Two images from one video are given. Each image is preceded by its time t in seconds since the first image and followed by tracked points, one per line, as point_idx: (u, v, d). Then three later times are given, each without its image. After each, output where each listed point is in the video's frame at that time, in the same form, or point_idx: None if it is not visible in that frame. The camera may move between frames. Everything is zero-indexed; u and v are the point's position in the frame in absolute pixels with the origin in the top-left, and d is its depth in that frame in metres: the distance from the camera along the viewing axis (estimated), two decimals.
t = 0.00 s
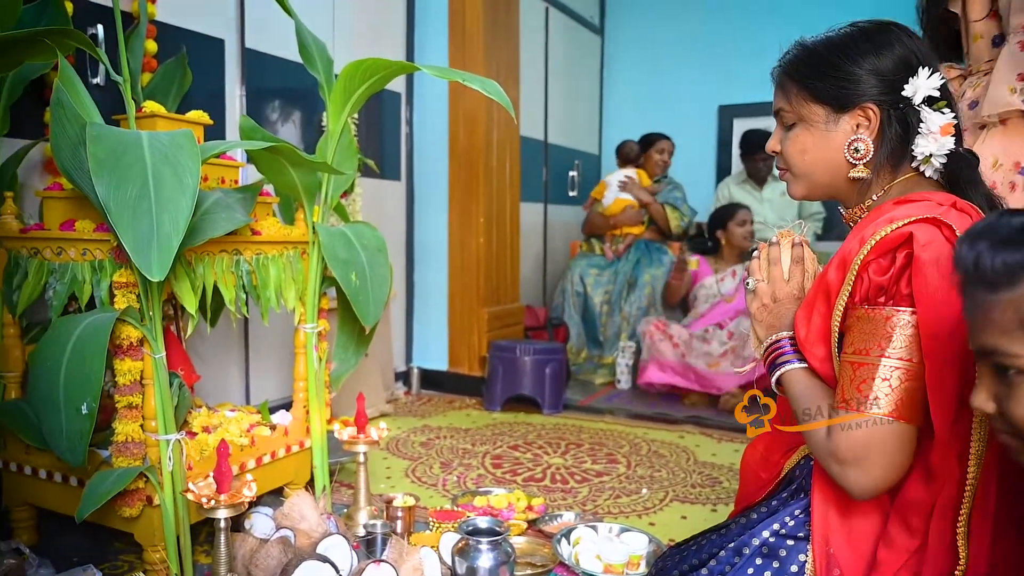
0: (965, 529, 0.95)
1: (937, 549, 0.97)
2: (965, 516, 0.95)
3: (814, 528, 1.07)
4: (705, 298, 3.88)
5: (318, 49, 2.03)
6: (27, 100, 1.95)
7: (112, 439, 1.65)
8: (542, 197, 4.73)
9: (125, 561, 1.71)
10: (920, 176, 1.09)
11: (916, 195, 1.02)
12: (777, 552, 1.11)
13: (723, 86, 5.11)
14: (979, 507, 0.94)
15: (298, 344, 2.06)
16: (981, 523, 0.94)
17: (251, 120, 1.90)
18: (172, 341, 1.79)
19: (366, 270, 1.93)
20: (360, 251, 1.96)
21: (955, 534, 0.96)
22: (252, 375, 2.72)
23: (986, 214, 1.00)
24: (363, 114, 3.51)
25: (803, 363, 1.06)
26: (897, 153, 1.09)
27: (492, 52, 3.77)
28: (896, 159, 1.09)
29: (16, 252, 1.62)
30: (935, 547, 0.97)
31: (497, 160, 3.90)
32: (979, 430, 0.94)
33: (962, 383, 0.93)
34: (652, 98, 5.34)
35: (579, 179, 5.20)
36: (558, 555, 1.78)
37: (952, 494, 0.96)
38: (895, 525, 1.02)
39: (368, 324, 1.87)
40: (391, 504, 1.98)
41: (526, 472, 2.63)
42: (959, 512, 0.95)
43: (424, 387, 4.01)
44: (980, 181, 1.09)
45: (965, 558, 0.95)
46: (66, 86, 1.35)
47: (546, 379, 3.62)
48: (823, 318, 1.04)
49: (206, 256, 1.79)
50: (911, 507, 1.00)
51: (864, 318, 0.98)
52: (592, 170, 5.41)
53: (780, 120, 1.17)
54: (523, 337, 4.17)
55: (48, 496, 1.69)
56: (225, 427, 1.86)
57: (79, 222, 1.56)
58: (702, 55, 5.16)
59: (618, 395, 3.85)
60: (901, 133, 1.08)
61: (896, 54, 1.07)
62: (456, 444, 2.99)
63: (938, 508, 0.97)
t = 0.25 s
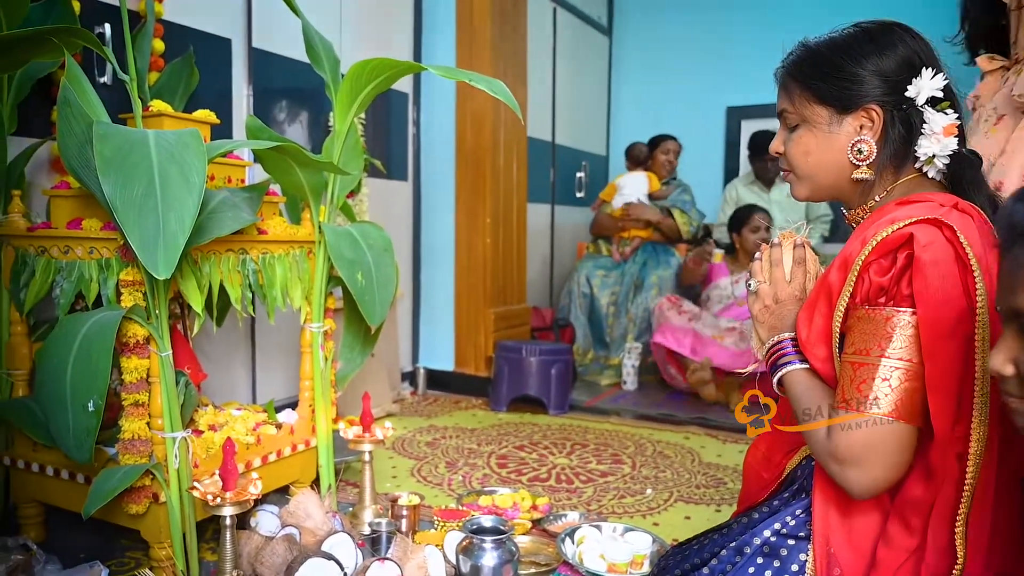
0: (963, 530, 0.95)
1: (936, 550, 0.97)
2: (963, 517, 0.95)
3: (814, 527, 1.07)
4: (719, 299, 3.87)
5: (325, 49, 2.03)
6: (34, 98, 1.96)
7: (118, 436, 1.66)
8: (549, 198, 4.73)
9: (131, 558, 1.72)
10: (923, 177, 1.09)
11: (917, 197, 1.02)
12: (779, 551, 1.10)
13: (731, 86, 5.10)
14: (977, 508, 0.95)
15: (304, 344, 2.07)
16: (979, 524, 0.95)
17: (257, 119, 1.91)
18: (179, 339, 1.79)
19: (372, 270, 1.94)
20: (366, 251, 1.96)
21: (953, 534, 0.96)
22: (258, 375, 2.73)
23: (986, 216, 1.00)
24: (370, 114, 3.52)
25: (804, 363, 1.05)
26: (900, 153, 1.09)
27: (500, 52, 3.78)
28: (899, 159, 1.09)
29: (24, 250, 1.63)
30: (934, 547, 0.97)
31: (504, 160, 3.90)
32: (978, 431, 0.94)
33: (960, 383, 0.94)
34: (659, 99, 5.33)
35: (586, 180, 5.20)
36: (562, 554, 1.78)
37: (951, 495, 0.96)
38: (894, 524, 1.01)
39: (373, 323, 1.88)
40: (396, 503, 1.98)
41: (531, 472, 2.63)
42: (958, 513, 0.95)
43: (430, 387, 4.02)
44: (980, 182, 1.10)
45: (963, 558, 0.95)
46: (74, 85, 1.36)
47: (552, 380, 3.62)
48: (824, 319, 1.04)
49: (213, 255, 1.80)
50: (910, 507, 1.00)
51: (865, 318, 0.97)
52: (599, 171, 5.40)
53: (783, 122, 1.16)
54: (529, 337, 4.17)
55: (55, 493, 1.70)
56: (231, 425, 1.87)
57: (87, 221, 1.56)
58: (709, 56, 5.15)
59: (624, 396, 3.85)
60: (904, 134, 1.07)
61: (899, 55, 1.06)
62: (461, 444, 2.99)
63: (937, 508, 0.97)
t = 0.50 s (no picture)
0: (957, 527, 0.95)
1: (931, 547, 0.97)
2: (958, 514, 0.95)
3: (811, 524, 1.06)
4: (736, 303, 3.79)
5: (328, 46, 2.04)
6: (39, 96, 1.97)
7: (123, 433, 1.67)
8: (555, 197, 4.72)
9: (136, 554, 1.73)
10: (920, 176, 1.09)
11: (913, 196, 1.02)
12: (775, 547, 1.10)
13: (736, 84, 5.08)
14: (971, 505, 0.95)
15: (308, 342, 2.08)
16: (973, 522, 0.95)
17: (261, 118, 1.92)
18: (183, 337, 1.80)
19: (375, 267, 1.94)
20: (370, 249, 1.96)
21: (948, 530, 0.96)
22: (263, 373, 2.74)
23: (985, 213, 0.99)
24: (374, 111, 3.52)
25: (802, 361, 1.05)
26: (898, 152, 1.08)
27: (504, 50, 3.78)
28: (896, 158, 1.09)
29: (29, 248, 1.64)
30: (929, 544, 0.97)
31: (509, 159, 3.90)
32: (972, 430, 0.93)
33: (956, 381, 0.93)
34: (665, 97, 5.32)
35: (591, 178, 5.20)
36: (564, 551, 1.78)
37: (946, 492, 0.96)
38: (889, 520, 1.01)
39: (376, 321, 1.88)
40: (400, 500, 1.98)
41: (535, 469, 2.64)
42: (952, 509, 0.95)
43: (435, 385, 4.02)
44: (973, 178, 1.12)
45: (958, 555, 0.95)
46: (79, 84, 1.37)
47: (556, 378, 3.62)
48: (821, 318, 1.04)
49: (217, 253, 1.81)
50: (905, 504, 1.00)
51: (861, 317, 0.97)
52: (605, 169, 5.40)
53: (782, 121, 1.16)
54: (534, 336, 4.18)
55: (61, 490, 1.71)
56: (234, 423, 1.88)
57: (91, 219, 1.57)
58: (715, 53, 5.14)
59: (628, 394, 3.85)
60: (902, 134, 1.07)
61: (896, 55, 1.06)
62: (465, 442, 3.00)
63: (932, 504, 0.97)
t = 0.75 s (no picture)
0: (953, 519, 0.96)
1: (928, 539, 0.98)
2: (953, 506, 0.96)
3: (811, 518, 1.08)
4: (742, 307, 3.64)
5: (332, 45, 2.05)
6: (44, 95, 1.98)
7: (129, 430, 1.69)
8: (557, 194, 4.73)
9: (143, 550, 1.75)
10: (919, 175, 1.10)
11: (913, 194, 1.02)
12: (774, 540, 1.12)
13: (739, 81, 5.08)
14: (966, 497, 0.96)
15: (312, 339, 2.09)
16: (968, 513, 0.96)
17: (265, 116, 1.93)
18: (188, 334, 1.82)
19: (378, 265, 1.95)
20: (373, 247, 1.98)
21: (943, 522, 0.97)
22: (267, 370, 2.76)
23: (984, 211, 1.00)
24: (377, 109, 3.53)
25: (802, 358, 1.06)
26: (897, 152, 1.09)
27: (506, 47, 3.78)
28: (895, 157, 1.10)
29: (34, 247, 1.66)
30: (926, 536, 0.98)
31: (511, 157, 3.91)
32: (968, 424, 0.95)
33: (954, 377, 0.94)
34: (667, 94, 5.32)
35: (594, 176, 5.21)
36: (567, 545, 1.80)
37: (942, 484, 0.97)
38: (885, 513, 1.02)
39: (380, 318, 1.89)
40: (403, 495, 1.99)
41: (537, 466, 2.65)
42: (947, 502, 0.97)
43: (438, 382, 4.04)
44: (971, 177, 1.13)
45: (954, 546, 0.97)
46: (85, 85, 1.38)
47: (558, 375, 3.63)
48: (821, 315, 1.05)
49: (222, 251, 1.83)
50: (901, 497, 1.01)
51: (859, 314, 0.98)
52: (607, 166, 5.41)
53: (783, 121, 1.17)
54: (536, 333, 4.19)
55: (67, 487, 1.72)
56: (240, 419, 1.90)
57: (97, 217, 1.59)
58: (717, 51, 5.14)
59: (630, 391, 3.86)
60: (900, 133, 1.08)
61: (895, 55, 1.07)
62: (468, 439, 3.01)
63: (928, 497, 0.98)
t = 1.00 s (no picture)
0: (957, 518, 0.97)
1: (933, 538, 0.98)
2: (957, 504, 0.97)
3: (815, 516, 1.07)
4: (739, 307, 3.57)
5: (336, 45, 2.05)
6: (50, 93, 1.99)
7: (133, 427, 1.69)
8: (561, 193, 4.73)
9: (148, 546, 1.76)
10: (925, 174, 1.10)
11: (921, 191, 1.02)
12: (779, 536, 1.11)
13: (744, 80, 5.08)
14: (969, 496, 0.98)
15: (316, 337, 2.09)
16: (971, 512, 0.98)
17: (269, 115, 1.93)
18: (193, 332, 1.82)
19: (382, 263, 1.96)
20: (377, 245, 1.98)
21: (948, 520, 0.98)
22: (271, 368, 2.77)
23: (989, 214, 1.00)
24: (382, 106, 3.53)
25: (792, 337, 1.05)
26: (901, 151, 1.09)
27: (511, 45, 3.78)
28: (900, 157, 1.10)
29: (39, 244, 1.67)
30: (930, 535, 0.98)
31: (516, 155, 3.92)
32: (972, 423, 0.96)
33: (947, 373, 0.95)
34: (672, 93, 5.32)
35: (598, 174, 5.21)
36: (570, 543, 1.80)
37: (947, 482, 0.98)
38: (890, 512, 1.03)
39: (384, 316, 1.90)
40: (407, 493, 2.00)
41: (541, 464, 2.66)
42: (952, 499, 0.98)
43: (442, 380, 4.05)
44: (977, 174, 1.13)
45: (959, 545, 0.97)
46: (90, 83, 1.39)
47: (563, 373, 3.63)
48: (819, 306, 1.06)
49: (226, 249, 1.83)
50: (906, 494, 1.01)
51: (859, 304, 0.99)
52: (612, 165, 5.41)
53: (784, 125, 1.16)
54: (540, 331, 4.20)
55: (72, 483, 1.73)
56: (244, 417, 1.90)
57: (102, 215, 1.60)
58: (722, 49, 5.13)
59: (634, 390, 3.86)
60: (904, 133, 1.08)
61: (895, 56, 1.07)
62: (472, 437, 3.01)
63: (933, 495, 0.98)
